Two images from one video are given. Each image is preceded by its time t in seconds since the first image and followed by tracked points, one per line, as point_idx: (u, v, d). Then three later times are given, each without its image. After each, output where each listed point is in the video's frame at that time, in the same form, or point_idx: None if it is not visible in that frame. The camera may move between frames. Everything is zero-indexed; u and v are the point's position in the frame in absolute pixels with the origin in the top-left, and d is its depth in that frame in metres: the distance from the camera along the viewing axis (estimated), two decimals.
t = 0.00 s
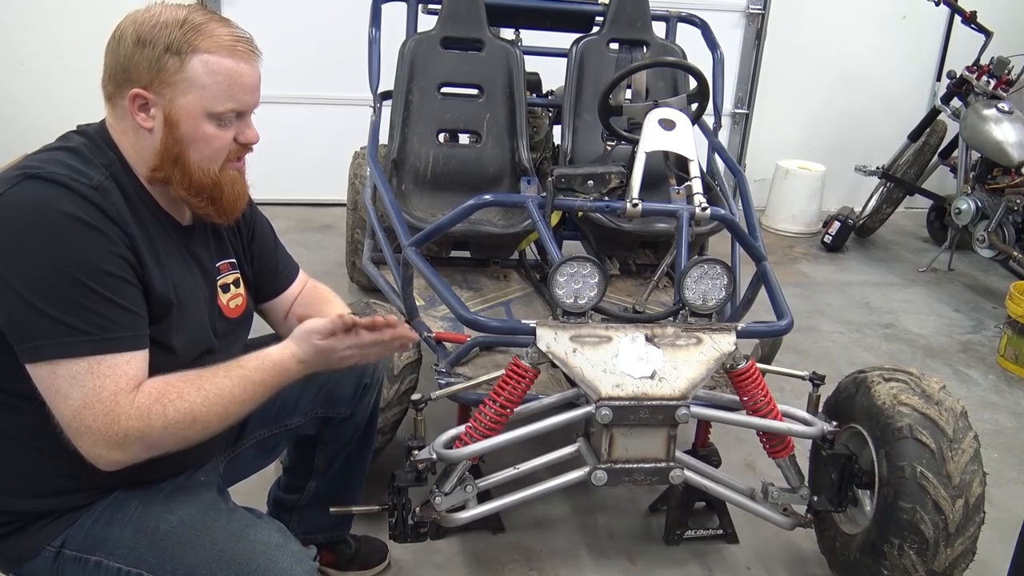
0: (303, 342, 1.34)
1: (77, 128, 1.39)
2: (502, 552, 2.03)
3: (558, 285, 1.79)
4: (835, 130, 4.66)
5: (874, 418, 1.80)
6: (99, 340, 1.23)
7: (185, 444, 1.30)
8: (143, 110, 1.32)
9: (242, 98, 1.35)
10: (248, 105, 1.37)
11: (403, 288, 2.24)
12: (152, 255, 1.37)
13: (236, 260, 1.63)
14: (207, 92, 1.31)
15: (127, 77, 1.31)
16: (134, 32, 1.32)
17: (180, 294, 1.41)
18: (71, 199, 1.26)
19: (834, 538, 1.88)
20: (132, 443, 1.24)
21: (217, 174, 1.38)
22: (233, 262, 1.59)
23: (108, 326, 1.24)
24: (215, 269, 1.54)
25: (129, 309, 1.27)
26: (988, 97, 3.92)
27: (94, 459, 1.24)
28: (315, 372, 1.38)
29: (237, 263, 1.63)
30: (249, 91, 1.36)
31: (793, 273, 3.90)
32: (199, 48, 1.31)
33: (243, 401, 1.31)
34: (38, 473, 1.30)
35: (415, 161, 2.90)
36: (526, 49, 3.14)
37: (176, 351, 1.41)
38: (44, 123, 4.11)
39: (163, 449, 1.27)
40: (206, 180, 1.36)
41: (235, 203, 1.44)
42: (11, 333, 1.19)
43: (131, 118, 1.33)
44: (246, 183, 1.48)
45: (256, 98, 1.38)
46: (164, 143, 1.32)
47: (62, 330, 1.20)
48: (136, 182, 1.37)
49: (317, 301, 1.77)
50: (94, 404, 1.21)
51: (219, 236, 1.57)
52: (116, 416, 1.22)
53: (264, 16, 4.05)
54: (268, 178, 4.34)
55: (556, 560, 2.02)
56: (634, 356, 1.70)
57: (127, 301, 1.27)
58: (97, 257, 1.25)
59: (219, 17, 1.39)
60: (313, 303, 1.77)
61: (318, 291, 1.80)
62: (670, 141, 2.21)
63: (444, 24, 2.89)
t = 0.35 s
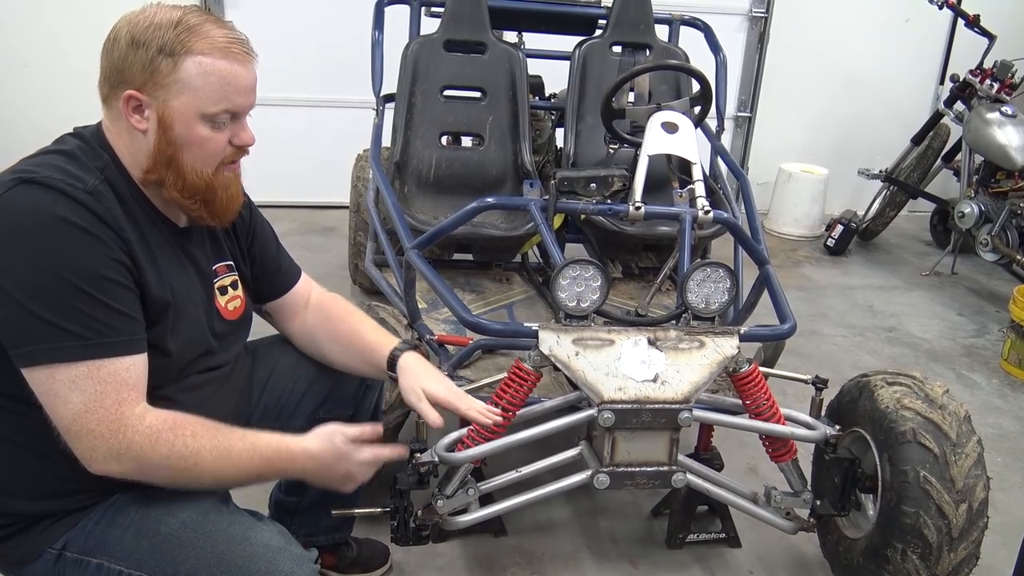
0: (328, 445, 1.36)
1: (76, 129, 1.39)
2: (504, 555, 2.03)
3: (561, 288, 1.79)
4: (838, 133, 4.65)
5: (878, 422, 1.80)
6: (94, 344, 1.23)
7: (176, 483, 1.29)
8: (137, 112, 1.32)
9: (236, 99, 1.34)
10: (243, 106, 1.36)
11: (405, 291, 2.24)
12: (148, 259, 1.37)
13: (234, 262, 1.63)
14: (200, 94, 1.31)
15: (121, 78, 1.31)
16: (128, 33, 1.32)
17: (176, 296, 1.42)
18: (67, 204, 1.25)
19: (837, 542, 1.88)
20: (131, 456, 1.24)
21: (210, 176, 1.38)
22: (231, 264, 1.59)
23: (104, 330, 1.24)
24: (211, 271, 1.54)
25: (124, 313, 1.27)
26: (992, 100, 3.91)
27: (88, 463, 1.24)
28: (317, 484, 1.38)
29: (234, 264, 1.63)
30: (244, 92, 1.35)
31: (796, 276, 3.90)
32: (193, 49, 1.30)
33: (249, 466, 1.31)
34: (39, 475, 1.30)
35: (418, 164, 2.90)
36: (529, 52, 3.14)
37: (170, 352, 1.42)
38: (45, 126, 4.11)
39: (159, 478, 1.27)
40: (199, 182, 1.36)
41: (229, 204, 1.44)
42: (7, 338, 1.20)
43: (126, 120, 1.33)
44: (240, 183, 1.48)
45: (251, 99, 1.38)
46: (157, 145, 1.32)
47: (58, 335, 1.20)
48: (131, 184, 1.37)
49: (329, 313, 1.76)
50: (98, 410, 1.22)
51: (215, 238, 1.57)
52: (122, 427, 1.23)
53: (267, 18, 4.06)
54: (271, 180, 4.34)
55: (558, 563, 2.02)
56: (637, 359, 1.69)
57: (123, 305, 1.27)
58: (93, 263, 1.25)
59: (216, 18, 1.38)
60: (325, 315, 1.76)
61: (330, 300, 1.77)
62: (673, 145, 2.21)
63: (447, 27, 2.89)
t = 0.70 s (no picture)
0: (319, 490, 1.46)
1: (76, 130, 1.39)
2: (506, 556, 2.02)
3: (563, 288, 1.79)
4: (841, 133, 4.64)
5: (881, 421, 1.79)
6: (102, 341, 1.23)
7: (175, 493, 1.30)
8: (134, 115, 1.31)
9: (234, 106, 1.34)
10: (241, 113, 1.36)
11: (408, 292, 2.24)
12: (154, 257, 1.37)
13: (236, 260, 1.63)
14: (197, 100, 1.31)
15: (119, 81, 1.31)
16: (127, 36, 1.31)
17: (181, 293, 1.42)
18: (71, 201, 1.26)
19: (841, 542, 1.87)
20: (147, 455, 1.26)
21: (206, 182, 1.38)
22: (233, 262, 1.60)
23: (112, 326, 1.24)
24: (215, 269, 1.55)
25: (132, 309, 1.28)
26: (995, 99, 3.91)
27: (100, 460, 1.24)
28: (296, 537, 1.42)
29: (238, 261, 1.64)
30: (243, 99, 1.36)
31: (799, 276, 3.89)
32: (191, 55, 1.30)
33: (248, 489, 1.35)
34: (42, 477, 1.31)
35: (420, 164, 2.90)
36: (530, 51, 3.14)
37: (175, 348, 1.43)
38: (48, 128, 4.12)
39: (168, 483, 1.28)
40: (195, 188, 1.37)
41: (225, 210, 1.45)
42: (17, 337, 1.20)
43: (123, 122, 1.32)
44: (238, 187, 1.49)
45: (251, 106, 1.38)
46: (154, 149, 1.32)
47: (68, 331, 1.21)
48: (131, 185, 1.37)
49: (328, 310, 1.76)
50: (116, 408, 1.23)
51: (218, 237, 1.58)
52: (144, 426, 1.25)
53: (269, 19, 4.06)
54: (272, 180, 4.34)
55: (561, 563, 2.01)
56: (640, 359, 1.69)
57: (131, 301, 1.28)
58: (99, 258, 1.25)
59: (217, 22, 1.38)
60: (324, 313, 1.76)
61: (328, 298, 1.78)
62: (676, 144, 2.20)
63: (449, 27, 2.89)
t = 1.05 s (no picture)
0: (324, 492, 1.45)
1: (77, 130, 1.39)
2: (507, 556, 2.02)
3: (564, 288, 1.79)
4: (841, 132, 4.64)
5: (882, 421, 1.79)
6: (111, 340, 1.23)
7: (182, 493, 1.30)
8: (137, 117, 1.31)
9: (236, 110, 1.34)
10: (244, 117, 1.36)
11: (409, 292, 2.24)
12: (159, 256, 1.37)
13: (239, 261, 1.63)
14: (200, 104, 1.30)
15: (122, 83, 1.30)
16: (131, 37, 1.31)
17: (186, 294, 1.42)
18: (76, 200, 1.25)
19: (842, 541, 1.87)
20: (155, 453, 1.26)
21: (208, 184, 1.38)
22: (236, 263, 1.60)
23: (121, 326, 1.25)
24: (219, 269, 1.54)
25: (139, 309, 1.27)
26: (996, 98, 3.90)
27: (110, 459, 1.24)
28: (296, 540, 1.41)
29: (241, 262, 1.64)
30: (245, 102, 1.35)
31: (799, 275, 3.89)
32: (195, 58, 1.30)
33: (249, 490, 1.35)
34: (42, 478, 1.31)
35: (420, 164, 2.90)
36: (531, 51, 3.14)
37: (179, 348, 1.43)
38: (48, 128, 4.12)
39: (174, 481, 1.28)
40: (198, 191, 1.37)
41: (227, 213, 1.45)
42: (25, 336, 1.19)
43: (126, 124, 1.32)
44: (240, 189, 1.49)
45: (254, 108, 1.38)
46: (157, 151, 1.32)
47: (76, 330, 1.21)
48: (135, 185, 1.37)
49: (331, 310, 1.77)
50: (126, 407, 1.23)
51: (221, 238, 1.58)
52: (153, 425, 1.25)
53: (269, 19, 4.06)
54: (272, 180, 4.34)
55: (562, 563, 2.01)
56: (640, 359, 1.69)
57: (138, 300, 1.28)
58: (108, 257, 1.26)
59: (220, 24, 1.38)
60: (327, 313, 1.77)
61: (331, 298, 1.78)
62: (676, 143, 2.20)
63: (450, 27, 2.89)
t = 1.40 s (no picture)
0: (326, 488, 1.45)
1: (75, 129, 1.39)
2: (507, 555, 2.02)
3: (564, 287, 1.79)
4: (841, 131, 4.64)
5: (883, 420, 1.79)
6: (112, 337, 1.23)
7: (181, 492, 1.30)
8: (133, 117, 1.31)
9: (232, 110, 1.34)
10: (240, 117, 1.36)
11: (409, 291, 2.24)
12: (158, 255, 1.37)
13: (238, 260, 1.63)
14: (196, 104, 1.30)
15: (118, 82, 1.30)
16: (127, 37, 1.31)
17: (185, 293, 1.42)
18: (77, 199, 1.25)
19: (842, 540, 1.87)
20: (157, 451, 1.26)
21: (206, 183, 1.38)
22: (234, 262, 1.60)
23: (121, 323, 1.24)
24: (217, 268, 1.54)
25: (139, 306, 1.27)
26: (996, 97, 3.90)
27: (109, 458, 1.24)
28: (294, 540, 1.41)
29: (239, 260, 1.64)
30: (242, 102, 1.35)
31: (799, 274, 3.88)
32: (190, 58, 1.29)
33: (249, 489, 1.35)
34: (41, 477, 1.30)
35: (420, 162, 2.90)
36: (531, 50, 3.13)
37: (178, 346, 1.42)
38: (48, 127, 4.12)
39: (175, 480, 1.28)
40: (195, 190, 1.37)
41: (226, 212, 1.45)
42: (23, 334, 1.19)
43: (122, 124, 1.32)
44: (239, 189, 1.48)
45: (251, 108, 1.38)
46: (153, 150, 1.32)
47: (74, 328, 1.20)
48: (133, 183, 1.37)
49: (331, 309, 1.77)
50: (126, 405, 1.23)
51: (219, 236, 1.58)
52: (154, 423, 1.25)
53: (269, 18, 4.06)
54: (272, 179, 4.34)
55: (562, 562, 2.01)
56: (640, 358, 1.69)
57: (138, 298, 1.28)
58: (107, 256, 1.25)
59: (216, 23, 1.38)
60: (327, 311, 1.77)
61: (330, 297, 1.78)
62: (676, 142, 2.20)
63: (449, 25, 2.88)
